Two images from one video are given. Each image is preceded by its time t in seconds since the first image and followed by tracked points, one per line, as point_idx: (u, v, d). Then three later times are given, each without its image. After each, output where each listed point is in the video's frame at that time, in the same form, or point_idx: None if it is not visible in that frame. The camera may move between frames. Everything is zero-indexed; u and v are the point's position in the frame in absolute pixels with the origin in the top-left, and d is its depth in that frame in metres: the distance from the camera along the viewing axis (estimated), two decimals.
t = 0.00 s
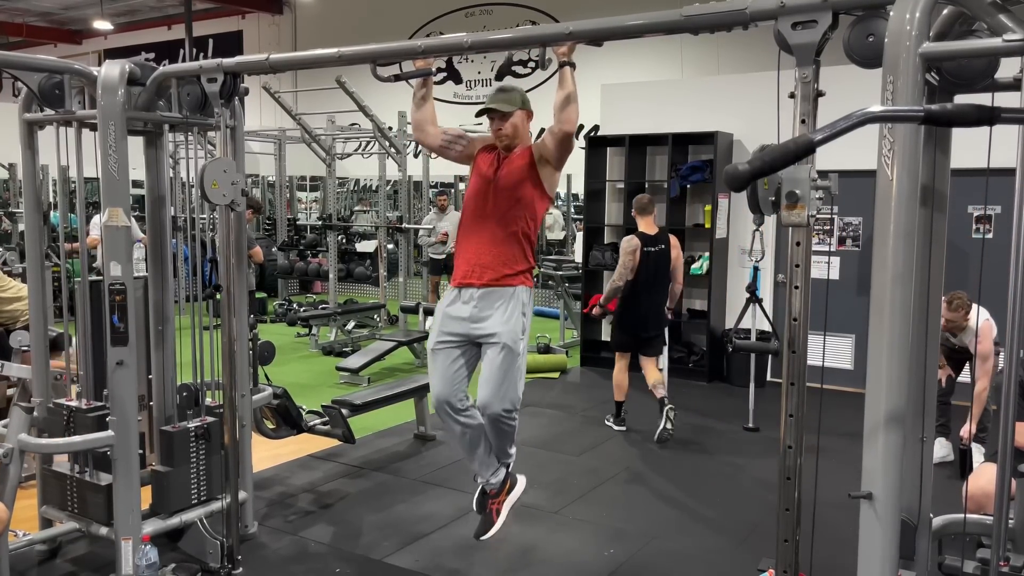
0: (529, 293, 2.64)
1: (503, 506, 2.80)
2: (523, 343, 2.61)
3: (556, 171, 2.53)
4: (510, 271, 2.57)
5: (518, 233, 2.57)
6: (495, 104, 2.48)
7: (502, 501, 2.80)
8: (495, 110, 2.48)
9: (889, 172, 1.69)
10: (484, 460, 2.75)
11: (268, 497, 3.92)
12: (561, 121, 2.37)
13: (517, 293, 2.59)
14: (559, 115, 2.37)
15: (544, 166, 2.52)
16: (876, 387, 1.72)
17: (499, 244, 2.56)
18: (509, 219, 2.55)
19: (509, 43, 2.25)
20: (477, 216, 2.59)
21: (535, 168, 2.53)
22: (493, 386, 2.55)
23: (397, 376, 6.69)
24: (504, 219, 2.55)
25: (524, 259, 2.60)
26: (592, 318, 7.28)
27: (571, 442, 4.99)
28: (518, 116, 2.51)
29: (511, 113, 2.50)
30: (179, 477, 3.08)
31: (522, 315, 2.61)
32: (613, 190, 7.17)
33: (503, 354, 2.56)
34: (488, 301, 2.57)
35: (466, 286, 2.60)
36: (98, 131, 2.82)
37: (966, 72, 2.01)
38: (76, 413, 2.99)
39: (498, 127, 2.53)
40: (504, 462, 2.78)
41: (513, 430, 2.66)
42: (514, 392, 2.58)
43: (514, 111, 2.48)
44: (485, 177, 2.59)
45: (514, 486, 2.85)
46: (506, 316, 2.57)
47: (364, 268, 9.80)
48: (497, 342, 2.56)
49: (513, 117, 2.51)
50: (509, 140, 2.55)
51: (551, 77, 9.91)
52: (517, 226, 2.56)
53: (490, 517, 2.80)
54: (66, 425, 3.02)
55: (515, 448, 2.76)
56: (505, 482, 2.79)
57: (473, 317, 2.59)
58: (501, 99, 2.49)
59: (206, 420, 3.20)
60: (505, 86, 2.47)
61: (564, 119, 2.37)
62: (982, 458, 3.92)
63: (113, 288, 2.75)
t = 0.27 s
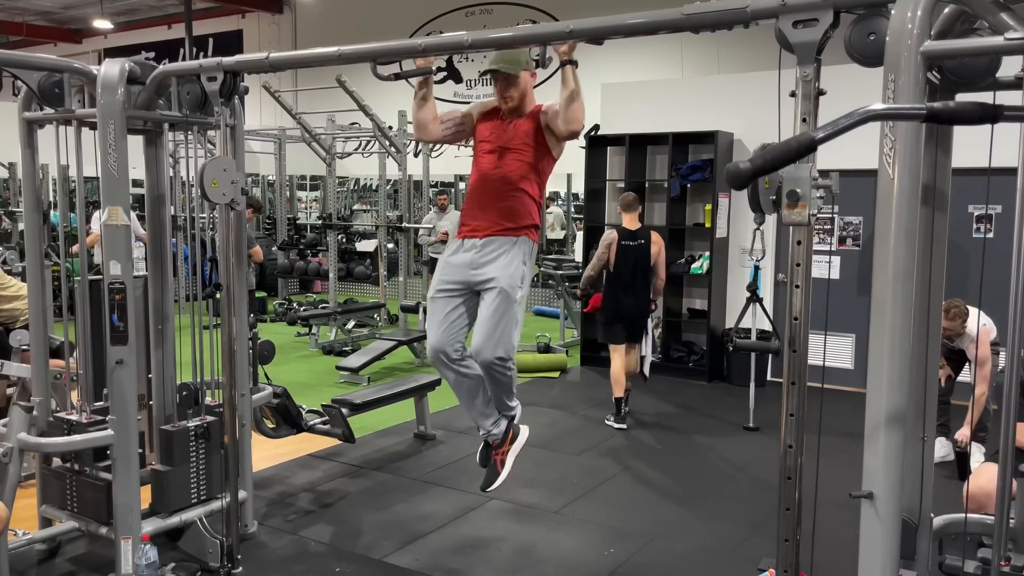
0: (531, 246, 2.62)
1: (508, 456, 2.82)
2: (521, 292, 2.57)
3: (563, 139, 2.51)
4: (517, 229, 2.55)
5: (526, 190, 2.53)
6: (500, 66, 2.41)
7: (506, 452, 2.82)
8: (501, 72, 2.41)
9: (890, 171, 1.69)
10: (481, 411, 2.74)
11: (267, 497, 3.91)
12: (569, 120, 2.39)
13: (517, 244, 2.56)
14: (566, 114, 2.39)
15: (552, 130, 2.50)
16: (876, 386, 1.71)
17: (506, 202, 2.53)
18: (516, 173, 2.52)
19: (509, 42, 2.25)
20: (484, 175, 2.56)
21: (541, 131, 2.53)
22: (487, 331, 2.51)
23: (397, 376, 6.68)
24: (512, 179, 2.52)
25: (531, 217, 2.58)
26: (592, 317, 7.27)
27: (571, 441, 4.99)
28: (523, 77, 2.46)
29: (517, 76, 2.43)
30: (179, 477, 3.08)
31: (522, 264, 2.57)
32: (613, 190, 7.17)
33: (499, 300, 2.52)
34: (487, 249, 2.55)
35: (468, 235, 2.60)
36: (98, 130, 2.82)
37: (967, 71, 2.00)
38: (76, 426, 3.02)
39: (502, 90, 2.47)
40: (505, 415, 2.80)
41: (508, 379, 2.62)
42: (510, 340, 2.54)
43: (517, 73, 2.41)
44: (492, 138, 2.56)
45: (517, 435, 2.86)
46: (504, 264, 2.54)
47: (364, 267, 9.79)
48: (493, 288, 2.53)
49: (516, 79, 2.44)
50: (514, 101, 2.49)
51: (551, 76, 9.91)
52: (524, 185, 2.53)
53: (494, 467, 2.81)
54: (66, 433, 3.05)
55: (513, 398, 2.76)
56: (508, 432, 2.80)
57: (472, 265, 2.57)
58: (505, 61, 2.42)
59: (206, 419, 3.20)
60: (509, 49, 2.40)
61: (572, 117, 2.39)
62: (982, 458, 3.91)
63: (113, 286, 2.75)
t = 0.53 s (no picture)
0: (525, 233, 2.62)
1: (480, 462, 2.67)
2: (514, 280, 2.59)
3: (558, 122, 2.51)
4: (509, 212, 2.56)
5: (518, 171, 2.53)
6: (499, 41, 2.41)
7: (479, 458, 2.67)
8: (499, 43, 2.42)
9: (892, 170, 1.68)
10: (467, 407, 2.68)
11: (268, 496, 3.91)
12: (577, 115, 2.38)
13: (511, 231, 2.57)
14: (575, 108, 2.38)
15: (549, 113, 2.50)
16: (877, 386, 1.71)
17: (499, 183, 2.54)
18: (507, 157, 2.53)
19: (508, 41, 2.25)
20: (478, 153, 2.56)
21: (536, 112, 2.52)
22: (482, 318, 2.52)
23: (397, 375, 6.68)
24: (507, 162, 2.52)
25: (523, 199, 2.58)
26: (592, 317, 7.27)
27: (571, 441, 4.99)
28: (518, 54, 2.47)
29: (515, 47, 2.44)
30: (178, 476, 3.08)
31: (515, 252, 2.59)
32: (613, 189, 7.16)
33: (494, 287, 2.54)
34: (480, 236, 2.55)
35: (462, 221, 2.59)
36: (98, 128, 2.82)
37: (968, 69, 2.00)
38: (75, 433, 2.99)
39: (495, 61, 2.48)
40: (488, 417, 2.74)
41: (502, 369, 2.61)
42: (504, 328, 2.55)
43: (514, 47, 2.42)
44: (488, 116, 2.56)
45: (496, 444, 2.74)
46: (498, 251, 2.55)
47: (364, 267, 9.78)
48: (488, 275, 2.54)
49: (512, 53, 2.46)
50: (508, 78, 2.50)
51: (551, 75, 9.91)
52: (517, 167, 2.53)
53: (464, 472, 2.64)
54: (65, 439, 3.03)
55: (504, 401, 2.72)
56: (485, 438, 2.71)
57: (465, 252, 2.58)
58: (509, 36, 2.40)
59: (206, 419, 3.20)
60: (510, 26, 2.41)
61: (581, 113, 2.37)
62: (982, 458, 3.91)
63: (113, 285, 2.74)
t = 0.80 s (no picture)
0: (515, 274, 2.48)
1: (469, 498, 2.67)
2: (505, 326, 2.45)
3: (551, 154, 2.41)
4: (497, 254, 2.43)
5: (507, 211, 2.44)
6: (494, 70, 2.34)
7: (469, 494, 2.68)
8: (493, 75, 2.34)
9: (892, 170, 1.69)
10: (458, 449, 2.61)
11: (268, 495, 3.92)
12: (569, 112, 2.31)
13: (501, 275, 2.43)
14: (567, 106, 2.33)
15: (539, 145, 2.40)
16: (878, 386, 1.71)
17: (486, 224, 2.42)
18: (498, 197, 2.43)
19: (510, 40, 2.25)
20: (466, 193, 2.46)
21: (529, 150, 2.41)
22: (474, 370, 2.40)
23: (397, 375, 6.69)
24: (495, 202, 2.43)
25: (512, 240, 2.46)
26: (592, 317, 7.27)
27: (572, 440, 4.99)
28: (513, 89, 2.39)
29: (508, 83, 2.37)
30: (179, 476, 3.08)
31: (505, 296, 2.44)
32: (614, 189, 7.16)
33: (483, 338, 2.40)
34: (469, 281, 2.42)
35: (450, 264, 2.46)
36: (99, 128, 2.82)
37: (969, 70, 2.00)
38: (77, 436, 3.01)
39: (490, 96, 2.39)
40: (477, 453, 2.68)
41: (499, 418, 2.50)
42: (497, 379, 2.43)
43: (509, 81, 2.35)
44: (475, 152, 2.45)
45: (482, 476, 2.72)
46: (487, 298, 2.40)
47: (364, 266, 9.78)
48: (476, 325, 2.40)
49: (507, 89, 2.38)
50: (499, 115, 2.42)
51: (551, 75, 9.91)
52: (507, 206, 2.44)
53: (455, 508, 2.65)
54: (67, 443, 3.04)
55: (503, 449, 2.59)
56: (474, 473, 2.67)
57: (454, 297, 2.44)
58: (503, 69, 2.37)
59: (207, 418, 3.21)
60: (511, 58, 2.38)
61: (573, 110, 2.32)
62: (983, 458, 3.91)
63: (113, 285, 2.75)
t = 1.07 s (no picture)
0: (516, 316, 2.62)
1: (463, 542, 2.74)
2: (507, 369, 2.58)
3: (546, 180, 2.56)
4: (500, 286, 2.56)
5: (506, 245, 2.56)
6: (489, 111, 2.54)
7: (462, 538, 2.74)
8: (489, 116, 2.54)
9: (893, 170, 1.68)
10: (455, 490, 2.72)
11: (269, 494, 3.92)
12: (566, 115, 2.38)
13: (503, 318, 2.57)
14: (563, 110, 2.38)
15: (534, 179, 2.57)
16: (879, 386, 1.71)
17: (487, 259, 2.55)
18: (499, 230, 2.57)
19: (510, 40, 2.26)
20: (465, 232, 2.60)
21: (527, 181, 2.57)
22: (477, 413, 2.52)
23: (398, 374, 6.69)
24: (497, 237, 2.56)
25: (511, 274, 2.58)
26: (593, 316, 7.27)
27: (572, 440, 5.00)
28: (510, 128, 2.57)
29: (505, 124, 2.56)
30: (180, 474, 3.09)
31: (507, 339, 2.58)
32: (614, 189, 7.17)
33: (487, 380, 2.53)
34: (472, 325, 2.55)
35: (453, 306, 2.58)
36: (100, 128, 2.83)
37: (970, 70, 2.00)
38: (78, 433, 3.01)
39: (489, 137, 2.58)
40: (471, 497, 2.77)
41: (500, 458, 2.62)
42: (499, 420, 2.55)
43: (506, 121, 2.54)
44: (473, 195, 2.62)
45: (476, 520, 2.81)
46: (490, 342, 2.54)
47: (365, 266, 9.78)
48: (480, 368, 2.53)
49: (504, 128, 2.57)
50: (499, 151, 2.60)
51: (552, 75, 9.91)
52: (505, 242, 2.57)
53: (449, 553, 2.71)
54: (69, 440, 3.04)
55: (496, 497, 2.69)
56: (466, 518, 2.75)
57: (457, 340, 2.56)
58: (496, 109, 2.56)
59: (207, 417, 3.21)
60: (500, 99, 2.56)
61: (570, 113, 2.38)
62: (983, 458, 3.91)
63: (114, 284, 2.75)
